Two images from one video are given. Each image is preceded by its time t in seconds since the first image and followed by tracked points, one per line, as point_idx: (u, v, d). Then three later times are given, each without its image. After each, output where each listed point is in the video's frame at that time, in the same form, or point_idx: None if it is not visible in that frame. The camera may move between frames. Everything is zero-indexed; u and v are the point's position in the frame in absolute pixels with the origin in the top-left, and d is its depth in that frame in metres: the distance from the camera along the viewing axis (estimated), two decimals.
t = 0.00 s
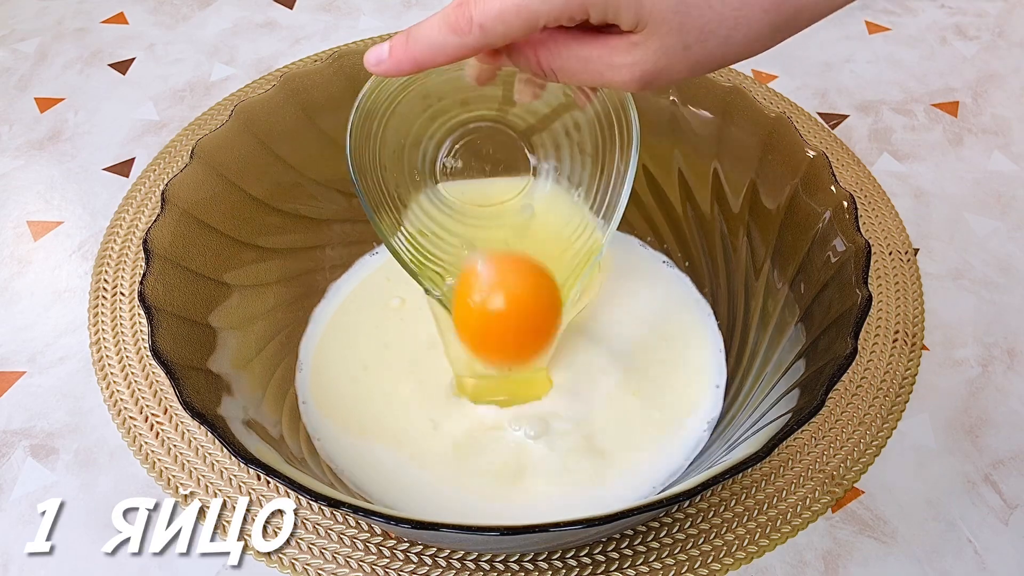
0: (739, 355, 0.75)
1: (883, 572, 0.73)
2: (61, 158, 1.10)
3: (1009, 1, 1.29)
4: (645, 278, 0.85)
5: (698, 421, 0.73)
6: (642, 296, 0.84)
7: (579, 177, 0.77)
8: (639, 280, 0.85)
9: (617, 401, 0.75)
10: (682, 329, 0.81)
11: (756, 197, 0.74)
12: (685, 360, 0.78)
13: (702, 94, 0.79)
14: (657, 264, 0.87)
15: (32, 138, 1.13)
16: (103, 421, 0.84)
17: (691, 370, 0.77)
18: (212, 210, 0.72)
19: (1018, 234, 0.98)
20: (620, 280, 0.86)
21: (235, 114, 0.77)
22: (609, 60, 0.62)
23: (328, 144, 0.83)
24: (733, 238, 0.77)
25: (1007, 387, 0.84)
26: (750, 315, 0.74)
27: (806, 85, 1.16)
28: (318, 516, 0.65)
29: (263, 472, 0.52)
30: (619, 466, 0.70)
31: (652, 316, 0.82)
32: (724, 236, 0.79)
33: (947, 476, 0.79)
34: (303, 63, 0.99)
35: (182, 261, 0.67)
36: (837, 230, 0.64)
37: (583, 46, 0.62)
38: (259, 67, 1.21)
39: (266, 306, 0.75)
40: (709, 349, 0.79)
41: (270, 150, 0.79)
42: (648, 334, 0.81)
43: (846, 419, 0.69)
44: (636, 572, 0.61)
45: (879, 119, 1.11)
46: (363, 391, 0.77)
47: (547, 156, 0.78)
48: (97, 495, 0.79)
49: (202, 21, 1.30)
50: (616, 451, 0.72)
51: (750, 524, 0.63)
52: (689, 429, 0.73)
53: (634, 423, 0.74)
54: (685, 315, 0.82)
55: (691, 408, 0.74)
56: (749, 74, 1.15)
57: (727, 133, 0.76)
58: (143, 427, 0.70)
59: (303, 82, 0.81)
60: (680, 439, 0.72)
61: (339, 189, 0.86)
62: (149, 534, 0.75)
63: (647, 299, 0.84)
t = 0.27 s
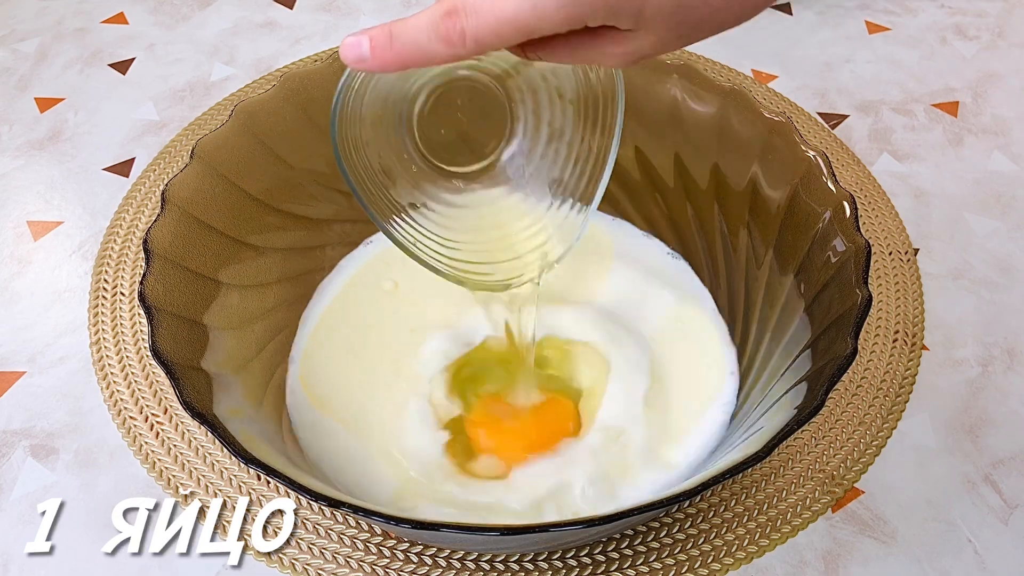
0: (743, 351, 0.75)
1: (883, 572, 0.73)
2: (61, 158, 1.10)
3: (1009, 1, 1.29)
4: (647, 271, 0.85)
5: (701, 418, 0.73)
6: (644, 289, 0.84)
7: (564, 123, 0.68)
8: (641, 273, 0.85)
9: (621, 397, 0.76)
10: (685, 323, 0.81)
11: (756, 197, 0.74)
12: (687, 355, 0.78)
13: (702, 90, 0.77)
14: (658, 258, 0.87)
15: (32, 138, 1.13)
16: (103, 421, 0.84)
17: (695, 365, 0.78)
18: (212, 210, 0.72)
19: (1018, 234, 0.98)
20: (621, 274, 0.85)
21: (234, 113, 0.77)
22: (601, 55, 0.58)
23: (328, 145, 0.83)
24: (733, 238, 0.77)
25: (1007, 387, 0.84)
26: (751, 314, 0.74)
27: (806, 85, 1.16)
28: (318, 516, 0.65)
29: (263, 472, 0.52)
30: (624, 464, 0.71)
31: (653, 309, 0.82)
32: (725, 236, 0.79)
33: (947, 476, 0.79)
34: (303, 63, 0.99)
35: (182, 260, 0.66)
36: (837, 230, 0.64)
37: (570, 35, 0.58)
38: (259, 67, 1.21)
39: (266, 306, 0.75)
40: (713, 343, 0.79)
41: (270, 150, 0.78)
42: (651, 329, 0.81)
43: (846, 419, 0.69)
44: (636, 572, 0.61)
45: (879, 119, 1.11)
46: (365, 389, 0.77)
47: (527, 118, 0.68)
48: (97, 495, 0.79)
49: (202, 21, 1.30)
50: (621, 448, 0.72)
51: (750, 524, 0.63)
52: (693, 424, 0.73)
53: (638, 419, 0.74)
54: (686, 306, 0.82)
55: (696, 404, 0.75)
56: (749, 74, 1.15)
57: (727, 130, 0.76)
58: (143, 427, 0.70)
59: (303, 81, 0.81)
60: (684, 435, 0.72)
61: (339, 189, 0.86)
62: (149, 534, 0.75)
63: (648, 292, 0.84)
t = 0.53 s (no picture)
0: (745, 352, 0.75)
1: (883, 572, 0.73)
2: (61, 158, 1.10)
3: (1009, 1, 1.29)
4: (648, 272, 0.86)
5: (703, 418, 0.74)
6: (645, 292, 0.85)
7: (562, 101, 0.72)
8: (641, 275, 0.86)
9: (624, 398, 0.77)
10: (686, 323, 0.81)
11: (756, 196, 0.74)
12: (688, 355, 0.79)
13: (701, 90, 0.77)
14: (659, 257, 0.87)
15: (32, 138, 1.13)
16: (103, 421, 0.84)
17: (696, 365, 0.78)
18: (213, 210, 0.72)
19: (1018, 234, 0.98)
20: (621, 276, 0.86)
21: (235, 113, 0.77)
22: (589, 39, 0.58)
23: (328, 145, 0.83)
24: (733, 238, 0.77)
25: (1007, 387, 0.84)
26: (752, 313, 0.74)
27: (806, 85, 1.16)
28: (318, 516, 0.65)
29: (263, 473, 0.52)
30: (629, 463, 0.71)
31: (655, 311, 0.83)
32: (725, 235, 0.79)
33: (947, 476, 0.79)
34: (303, 63, 0.99)
35: (183, 260, 0.66)
36: (837, 230, 0.64)
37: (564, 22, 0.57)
38: (259, 67, 1.21)
39: (266, 306, 0.75)
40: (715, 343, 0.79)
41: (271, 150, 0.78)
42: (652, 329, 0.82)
43: (846, 419, 0.69)
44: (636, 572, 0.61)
45: (879, 119, 1.11)
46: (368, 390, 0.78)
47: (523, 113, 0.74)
48: (97, 495, 0.79)
49: (202, 21, 1.30)
50: (624, 447, 0.72)
51: (750, 524, 0.63)
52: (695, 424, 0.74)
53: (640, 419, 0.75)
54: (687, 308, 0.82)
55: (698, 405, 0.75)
56: (749, 74, 1.15)
57: (725, 129, 0.75)
58: (143, 427, 0.70)
59: (304, 82, 0.81)
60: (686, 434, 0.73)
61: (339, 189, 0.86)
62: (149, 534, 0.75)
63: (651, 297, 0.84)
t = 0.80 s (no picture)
0: (745, 351, 0.75)
1: (883, 572, 0.73)
2: (61, 158, 1.10)
3: (1009, 1, 1.29)
4: (648, 269, 0.86)
5: (704, 416, 0.74)
6: (645, 290, 0.85)
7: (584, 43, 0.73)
8: (639, 275, 0.86)
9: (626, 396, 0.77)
10: (687, 320, 0.81)
11: (756, 196, 0.74)
12: (688, 351, 0.79)
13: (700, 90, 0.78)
14: (659, 254, 0.87)
15: (32, 138, 1.13)
16: (103, 421, 0.84)
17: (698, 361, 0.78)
18: (213, 210, 0.72)
19: (1018, 234, 0.98)
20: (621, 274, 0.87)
21: (235, 113, 0.77)
22: None
23: (328, 145, 0.83)
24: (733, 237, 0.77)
25: (1007, 387, 0.84)
26: (751, 312, 0.74)
27: (806, 85, 1.16)
28: (318, 516, 0.65)
29: (263, 473, 0.52)
30: (627, 467, 0.71)
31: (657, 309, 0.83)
32: (725, 235, 0.79)
33: (947, 476, 0.79)
34: (303, 63, 0.99)
35: (182, 260, 0.66)
36: (836, 230, 0.64)
37: None
38: (259, 67, 1.21)
39: (265, 306, 0.75)
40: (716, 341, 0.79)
41: (270, 150, 0.78)
42: (652, 326, 0.82)
43: (846, 419, 0.69)
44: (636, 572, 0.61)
45: (879, 119, 1.11)
46: (368, 388, 0.78)
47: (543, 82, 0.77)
48: (97, 495, 0.79)
49: (202, 21, 1.30)
50: (623, 450, 0.72)
51: (749, 524, 0.63)
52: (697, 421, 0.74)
53: (643, 417, 0.75)
54: (689, 305, 0.82)
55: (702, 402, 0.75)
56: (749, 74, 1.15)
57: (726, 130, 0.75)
58: (143, 427, 0.70)
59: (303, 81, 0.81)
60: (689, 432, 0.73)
61: (338, 188, 0.86)
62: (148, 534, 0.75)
63: (654, 296, 0.84)
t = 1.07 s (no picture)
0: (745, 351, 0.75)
1: (883, 572, 0.73)
2: (61, 158, 1.10)
3: (1009, 1, 1.29)
4: (647, 269, 0.86)
5: (704, 415, 0.74)
6: (644, 290, 0.85)
7: None
8: (639, 274, 0.86)
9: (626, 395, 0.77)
10: (687, 320, 0.81)
11: (756, 196, 0.74)
12: (688, 350, 0.79)
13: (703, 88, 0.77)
14: (660, 254, 0.87)
15: (32, 138, 1.13)
16: (103, 421, 0.84)
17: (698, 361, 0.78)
18: (213, 210, 0.72)
19: (1018, 234, 0.98)
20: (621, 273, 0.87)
21: (235, 113, 0.77)
22: None
23: (329, 145, 0.83)
24: (734, 237, 0.77)
25: (1007, 387, 0.84)
26: (751, 311, 0.75)
27: (807, 85, 1.16)
28: (318, 516, 0.65)
29: (263, 473, 0.52)
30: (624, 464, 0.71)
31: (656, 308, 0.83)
32: (725, 235, 0.79)
33: (947, 476, 0.79)
34: (304, 63, 1.00)
35: (183, 260, 0.66)
36: (836, 230, 0.64)
37: None
38: (259, 67, 1.21)
39: (266, 306, 0.75)
40: (716, 341, 0.79)
41: (270, 150, 0.78)
42: (651, 325, 0.82)
43: (846, 418, 0.69)
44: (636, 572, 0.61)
45: (879, 119, 1.11)
46: (369, 388, 0.78)
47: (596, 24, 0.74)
48: (97, 495, 0.79)
49: (202, 21, 1.30)
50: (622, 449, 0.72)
51: (750, 524, 0.63)
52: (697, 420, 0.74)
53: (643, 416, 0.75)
54: (688, 305, 0.83)
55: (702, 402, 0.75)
56: (749, 74, 1.15)
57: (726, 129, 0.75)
58: (143, 427, 0.70)
59: (303, 81, 0.80)
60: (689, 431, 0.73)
61: (339, 188, 0.86)
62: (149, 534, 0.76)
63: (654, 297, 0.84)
